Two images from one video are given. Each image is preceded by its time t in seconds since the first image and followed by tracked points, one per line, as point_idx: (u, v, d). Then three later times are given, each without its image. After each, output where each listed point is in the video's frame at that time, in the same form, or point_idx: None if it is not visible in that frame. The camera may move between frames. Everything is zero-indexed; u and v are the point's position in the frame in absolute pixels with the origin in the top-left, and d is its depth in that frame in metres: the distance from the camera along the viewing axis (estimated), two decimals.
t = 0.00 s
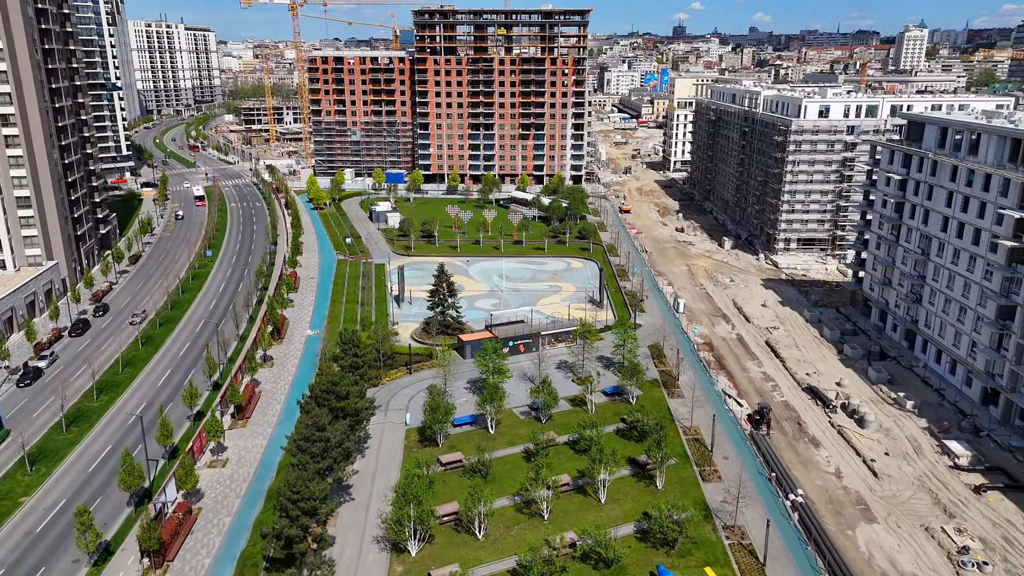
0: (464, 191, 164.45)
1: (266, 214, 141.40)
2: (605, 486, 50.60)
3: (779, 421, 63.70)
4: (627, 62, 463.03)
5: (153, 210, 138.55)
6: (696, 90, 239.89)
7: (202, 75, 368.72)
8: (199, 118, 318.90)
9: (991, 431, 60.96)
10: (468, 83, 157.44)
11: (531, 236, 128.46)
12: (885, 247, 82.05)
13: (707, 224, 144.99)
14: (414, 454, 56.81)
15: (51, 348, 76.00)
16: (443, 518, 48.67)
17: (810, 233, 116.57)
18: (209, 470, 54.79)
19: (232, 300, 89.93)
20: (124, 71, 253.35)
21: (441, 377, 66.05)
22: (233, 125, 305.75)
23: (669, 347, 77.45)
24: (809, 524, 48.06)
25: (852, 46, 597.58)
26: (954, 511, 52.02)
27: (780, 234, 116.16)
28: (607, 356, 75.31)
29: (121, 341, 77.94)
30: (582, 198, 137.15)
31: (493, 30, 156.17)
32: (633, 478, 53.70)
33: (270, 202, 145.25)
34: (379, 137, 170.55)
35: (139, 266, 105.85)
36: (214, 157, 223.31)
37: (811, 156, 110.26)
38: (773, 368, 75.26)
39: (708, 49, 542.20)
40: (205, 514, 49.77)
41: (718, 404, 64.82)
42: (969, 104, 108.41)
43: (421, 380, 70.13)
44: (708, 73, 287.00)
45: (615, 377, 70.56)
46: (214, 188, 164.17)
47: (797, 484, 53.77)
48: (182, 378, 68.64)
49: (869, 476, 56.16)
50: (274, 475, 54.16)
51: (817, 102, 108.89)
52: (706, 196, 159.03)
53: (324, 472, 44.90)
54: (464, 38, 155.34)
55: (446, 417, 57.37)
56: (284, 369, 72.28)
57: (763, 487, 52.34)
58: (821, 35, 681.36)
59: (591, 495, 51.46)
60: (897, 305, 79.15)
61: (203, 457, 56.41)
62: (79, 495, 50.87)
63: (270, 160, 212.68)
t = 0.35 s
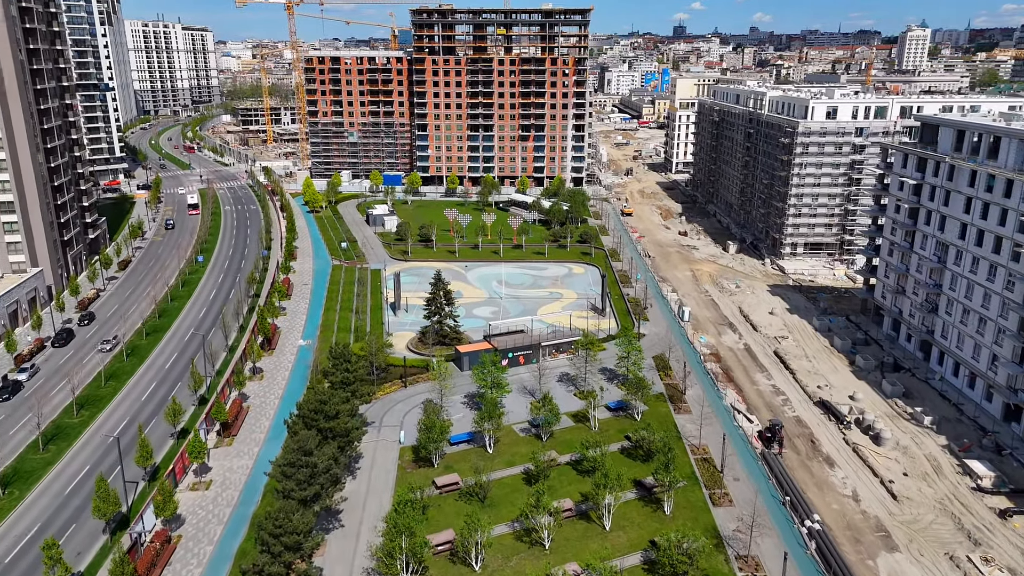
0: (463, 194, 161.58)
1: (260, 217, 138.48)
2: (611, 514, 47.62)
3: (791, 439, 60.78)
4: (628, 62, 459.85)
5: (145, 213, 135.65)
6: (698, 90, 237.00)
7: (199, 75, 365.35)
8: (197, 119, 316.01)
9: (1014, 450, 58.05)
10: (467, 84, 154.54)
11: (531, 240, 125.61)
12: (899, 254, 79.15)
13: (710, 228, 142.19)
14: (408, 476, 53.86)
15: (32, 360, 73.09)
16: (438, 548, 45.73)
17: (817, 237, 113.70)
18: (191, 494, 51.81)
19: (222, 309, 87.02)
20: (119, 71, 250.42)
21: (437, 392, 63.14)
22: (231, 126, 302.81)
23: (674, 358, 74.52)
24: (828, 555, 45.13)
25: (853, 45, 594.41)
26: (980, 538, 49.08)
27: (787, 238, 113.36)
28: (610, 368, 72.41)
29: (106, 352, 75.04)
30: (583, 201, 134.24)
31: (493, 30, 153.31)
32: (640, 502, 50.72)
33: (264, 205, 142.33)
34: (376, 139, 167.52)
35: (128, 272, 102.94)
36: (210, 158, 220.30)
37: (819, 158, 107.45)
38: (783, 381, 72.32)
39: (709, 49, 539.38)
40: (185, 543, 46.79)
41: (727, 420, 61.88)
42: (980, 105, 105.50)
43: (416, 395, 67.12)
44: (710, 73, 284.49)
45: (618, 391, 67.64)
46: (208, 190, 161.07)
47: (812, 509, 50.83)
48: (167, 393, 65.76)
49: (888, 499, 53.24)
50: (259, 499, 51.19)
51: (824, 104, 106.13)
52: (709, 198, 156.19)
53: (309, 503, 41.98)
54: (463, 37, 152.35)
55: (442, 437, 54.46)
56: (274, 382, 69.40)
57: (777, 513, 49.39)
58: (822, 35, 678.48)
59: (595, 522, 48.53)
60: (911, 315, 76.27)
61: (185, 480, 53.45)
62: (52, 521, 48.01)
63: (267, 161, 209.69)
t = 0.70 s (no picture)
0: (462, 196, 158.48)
1: (253, 220, 135.34)
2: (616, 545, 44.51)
3: (805, 459, 57.73)
4: (628, 62, 456.77)
5: (136, 217, 132.51)
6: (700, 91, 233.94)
7: (197, 75, 362.02)
8: (193, 119, 312.76)
9: None
10: (465, 85, 151.54)
11: (531, 244, 122.55)
12: (913, 262, 76.10)
13: (715, 231, 139.25)
14: (401, 501, 50.73)
15: (10, 373, 69.90)
16: None
17: (824, 242, 110.64)
18: (169, 521, 48.70)
19: (210, 318, 83.86)
20: (115, 71, 247.36)
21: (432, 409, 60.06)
22: (228, 127, 299.73)
23: (680, 371, 71.46)
24: None
25: (854, 46, 591.74)
26: (1009, 569, 46.00)
27: (794, 243, 110.27)
28: (613, 382, 69.40)
29: (88, 364, 71.94)
30: (584, 204, 131.16)
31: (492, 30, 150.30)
32: (647, 530, 47.63)
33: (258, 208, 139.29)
34: (374, 140, 163.92)
35: (116, 278, 99.88)
36: (205, 159, 217.08)
37: (827, 161, 104.45)
38: (794, 395, 69.23)
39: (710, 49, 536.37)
40: None
41: (737, 439, 58.78)
42: (994, 107, 102.50)
43: (410, 411, 64.00)
44: (713, 72, 281.01)
45: (623, 407, 64.56)
46: (201, 193, 157.95)
47: (831, 538, 47.73)
48: (149, 409, 62.65)
49: (910, 526, 50.17)
50: (242, 527, 48.07)
51: (833, 105, 103.16)
52: (712, 202, 153.14)
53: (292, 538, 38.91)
54: (462, 37, 149.35)
55: (437, 459, 51.37)
56: (263, 396, 66.30)
57: (794, 543, 46.29)
58: (823, 35, 675.31)
59: (600, 553, 45.42)
60: (927, 326, 73.18)
61: (164, 505, 50.36)
62: (20, 552, 44.84)
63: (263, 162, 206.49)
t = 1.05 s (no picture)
0: (460, 199, 155.39)
1: (247, 224, 132.24)
2: None
3: (821, 482, 54.64)
4: (628, 62, 453.47)
5: (127, 221, 129.36)
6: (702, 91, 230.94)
7: (194, 75, 358.67)
8: (190, 120, 309.50)
9: None
10: (464, 85, 148.46)
11: (532, 249, 119.45)
12: (930, 271, 73.02)
13: (719, 235, 136.17)
14: (394, 530, 47.62)
15: None
16: None
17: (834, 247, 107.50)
18: (145, 552, 45.54)
19: (198, 329, 80.76)
20: (110, 71, 244.14)
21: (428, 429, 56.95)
22: (225, 128, 296.47)
23: (688, 385, 68.34)
24: None
25: (855, 45, 588.33)
26: None
27: (802, 248, 107.12)
28: (618, 397, 66.32)
29: (68, 378, 68.81)
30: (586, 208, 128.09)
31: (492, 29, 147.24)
32: (657, 563, 44.50)
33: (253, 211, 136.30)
34: (371, 142, 160.79)
35: (104, 285, 96.87)
36: (201, 161, 213.86)
37: (836, 164, 101.41)
38: (807, 411, 66.14)
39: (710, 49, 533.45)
40: None
41: (750, 461, 55.68)
42: (1008, 109, 99.50)
43: (405, 429, 60.95)
44: (714, 73, 278.09)
45: (628, 425, 61.48)
46: (195, 196, 154.82)
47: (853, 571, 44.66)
48: (130, 429, 59.50)
49: (936, 557, 47.09)
50: (223, 560, 45.00)
51: (842, 107, 100.23)
52: (716, 204, 150.04)
53: None
54: (461, 37, 146.26)
55: (433, 485, 48.29)
56: (250, 413, 63.18)
57: None
58: (823, 35, 672.26)
59: None
60: (946, 338, 70.08)
61: (141, 534, 47.26)
62: None
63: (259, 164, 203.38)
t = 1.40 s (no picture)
0: (460, 202, 152.18)
1: (241, 228, 128.98)
2: None
3: (843, 510, 51.34)
4: (629, 62, 450.08)
5: (117, 225, 126.20)
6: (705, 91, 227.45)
7: (192, 75, 355.35)
8: (187, 121, 306.06)
9: None
10: (464, 85, 145.09)
11: (533, 254, 116.19)
12: (950, 281, 69.66)
13: (725, 239, 132.88)
14: (387, 565, 44.35)
15: None
16: None
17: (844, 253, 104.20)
18: None
19: (185, 340, 77.55)
20: (105, 71, 240.61)
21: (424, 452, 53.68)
22: (223, 128, 293.08)
23: (698, 402, 65.03)
24: None
25: (857, 45, 584.78)
26: None
27: (812, 254, 103.85)
28: (624, 414, 63.06)
29: (47, 394, 65.62)
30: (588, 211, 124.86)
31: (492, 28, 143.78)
32: None
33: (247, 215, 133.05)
34: (369, 143, 157.60)
35: (90, 294, 93.69)
36: (197, 162, 210.68)
37: (847, 168, 98.13)
38: (824, 430, 62.88)
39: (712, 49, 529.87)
40: None
41: (766, 486, 52.39)
42: None
43: (400, 450, 57.69)
44: (717, 73, 274.72)
45: (636, 445, 58.21)
46: (189, 199, 151.60)
47: None
48: (108, 451, 56.24)
49: None
50: None
51: (854, 108, 96.91)
52: (722, 208, 146.68)
53: None
54: (460, 36, 142.87)
55: (429, 516, 45.00)
56: (236, 432, 59.94)
57: None
58: (825, 35, 668.69)
59: None
60: (967, 352, 66.77)
61: (115, 569, 43.94)
62: None
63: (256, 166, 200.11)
